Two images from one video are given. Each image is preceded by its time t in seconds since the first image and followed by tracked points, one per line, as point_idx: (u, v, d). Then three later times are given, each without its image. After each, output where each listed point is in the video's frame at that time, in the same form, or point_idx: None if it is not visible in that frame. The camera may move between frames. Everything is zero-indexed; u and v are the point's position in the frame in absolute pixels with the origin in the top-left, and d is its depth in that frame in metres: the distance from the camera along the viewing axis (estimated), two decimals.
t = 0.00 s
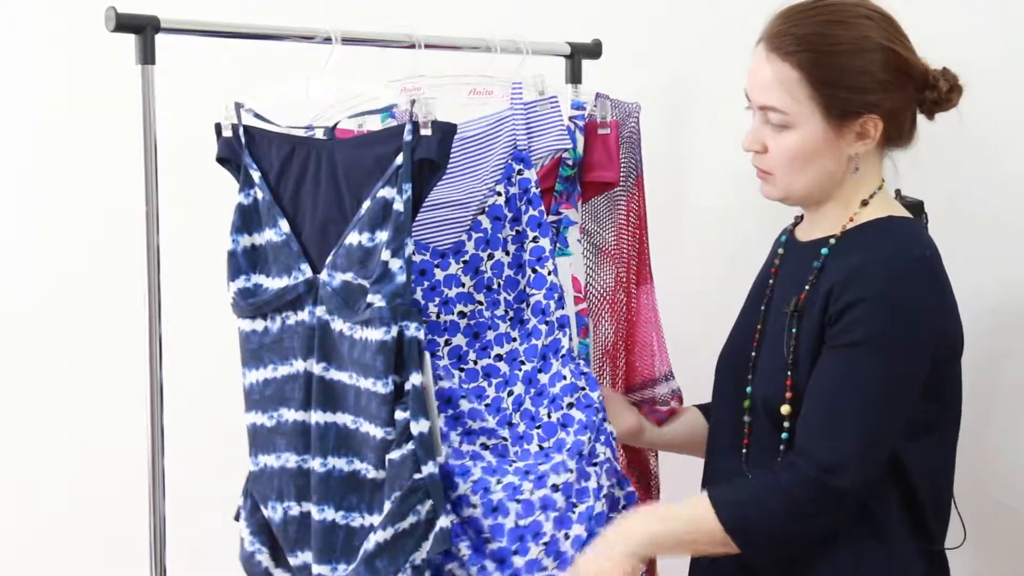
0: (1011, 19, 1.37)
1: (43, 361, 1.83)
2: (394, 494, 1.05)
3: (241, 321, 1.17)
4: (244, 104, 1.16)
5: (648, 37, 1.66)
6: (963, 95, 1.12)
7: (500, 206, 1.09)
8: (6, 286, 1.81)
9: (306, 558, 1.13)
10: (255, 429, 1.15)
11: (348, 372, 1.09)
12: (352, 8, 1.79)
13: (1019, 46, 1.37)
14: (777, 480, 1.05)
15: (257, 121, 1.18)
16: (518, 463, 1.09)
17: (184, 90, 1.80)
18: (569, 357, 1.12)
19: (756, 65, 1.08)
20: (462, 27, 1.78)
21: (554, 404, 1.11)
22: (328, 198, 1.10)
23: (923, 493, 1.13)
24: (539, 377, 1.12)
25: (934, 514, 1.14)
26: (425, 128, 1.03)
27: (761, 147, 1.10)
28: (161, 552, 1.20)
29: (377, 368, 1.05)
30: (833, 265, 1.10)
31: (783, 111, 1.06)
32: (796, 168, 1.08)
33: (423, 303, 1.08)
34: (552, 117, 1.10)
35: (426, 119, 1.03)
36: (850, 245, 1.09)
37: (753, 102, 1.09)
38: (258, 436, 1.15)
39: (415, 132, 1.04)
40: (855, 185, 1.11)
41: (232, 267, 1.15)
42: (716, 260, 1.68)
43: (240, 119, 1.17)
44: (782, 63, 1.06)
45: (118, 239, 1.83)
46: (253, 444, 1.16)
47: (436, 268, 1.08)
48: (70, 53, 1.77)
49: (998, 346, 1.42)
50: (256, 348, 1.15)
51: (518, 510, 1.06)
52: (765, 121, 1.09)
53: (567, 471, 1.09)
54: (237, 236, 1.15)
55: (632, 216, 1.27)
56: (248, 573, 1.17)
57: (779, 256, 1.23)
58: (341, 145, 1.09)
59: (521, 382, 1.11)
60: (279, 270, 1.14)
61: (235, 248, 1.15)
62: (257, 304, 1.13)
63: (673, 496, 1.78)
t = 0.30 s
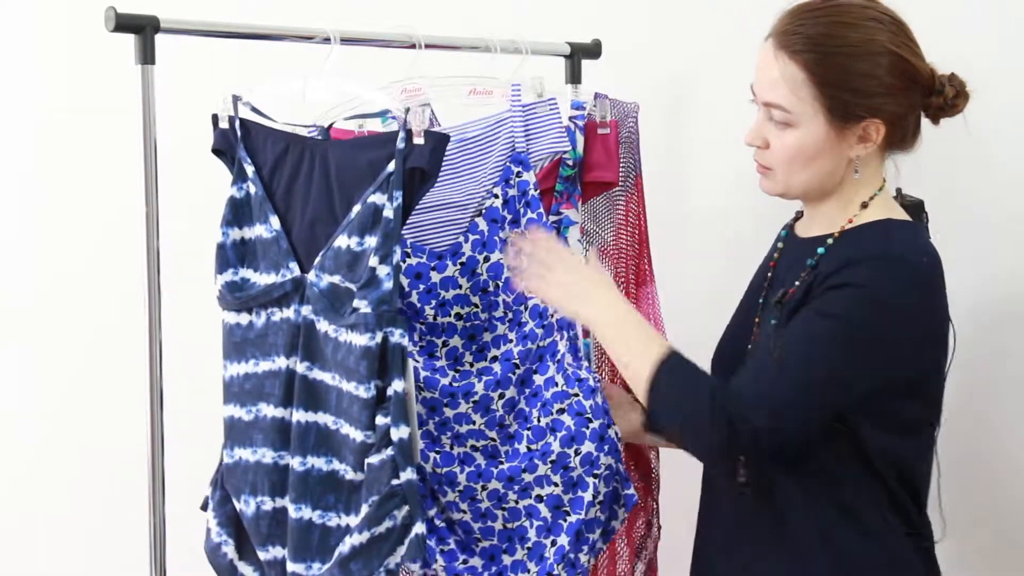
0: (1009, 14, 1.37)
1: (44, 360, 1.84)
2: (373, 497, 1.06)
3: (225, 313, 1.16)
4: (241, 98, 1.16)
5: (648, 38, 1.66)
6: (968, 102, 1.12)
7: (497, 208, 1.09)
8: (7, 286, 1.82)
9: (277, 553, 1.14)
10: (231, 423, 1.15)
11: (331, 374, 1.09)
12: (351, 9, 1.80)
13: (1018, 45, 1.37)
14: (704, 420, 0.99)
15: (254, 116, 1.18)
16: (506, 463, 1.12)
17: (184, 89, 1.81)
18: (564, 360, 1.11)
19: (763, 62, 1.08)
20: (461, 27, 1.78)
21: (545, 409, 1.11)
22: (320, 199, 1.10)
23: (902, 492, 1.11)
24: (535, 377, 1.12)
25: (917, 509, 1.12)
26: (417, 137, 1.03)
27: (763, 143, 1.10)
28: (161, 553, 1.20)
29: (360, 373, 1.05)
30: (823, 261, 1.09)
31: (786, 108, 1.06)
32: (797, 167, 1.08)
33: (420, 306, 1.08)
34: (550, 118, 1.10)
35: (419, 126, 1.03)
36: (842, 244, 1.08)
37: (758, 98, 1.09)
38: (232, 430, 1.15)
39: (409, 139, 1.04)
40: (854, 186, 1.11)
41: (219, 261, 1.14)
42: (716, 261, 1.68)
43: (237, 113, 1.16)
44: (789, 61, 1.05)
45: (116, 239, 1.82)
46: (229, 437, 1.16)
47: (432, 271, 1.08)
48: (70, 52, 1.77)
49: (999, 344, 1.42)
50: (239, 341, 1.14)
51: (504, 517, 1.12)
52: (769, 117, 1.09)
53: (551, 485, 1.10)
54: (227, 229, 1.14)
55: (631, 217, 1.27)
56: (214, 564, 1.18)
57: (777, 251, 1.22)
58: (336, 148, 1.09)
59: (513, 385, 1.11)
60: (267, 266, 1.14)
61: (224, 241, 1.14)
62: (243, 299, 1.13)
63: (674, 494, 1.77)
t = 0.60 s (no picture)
0: (1011, 18, 1.39)
1: (44, 360, 1.84)
2: (378, 497, 1.06)
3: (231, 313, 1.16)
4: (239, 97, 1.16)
5: (648, 38, 1.66)
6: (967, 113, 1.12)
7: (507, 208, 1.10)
8: (7, 286, 1.83)
9: (290, 551, 1.14)
10: (243, 422, 1.15)
11: (336, 373, 1.09)
12: (353, 9, 1.80)
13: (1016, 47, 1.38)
14: (635, 384, 1.03)
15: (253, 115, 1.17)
16: (528, 459, 1.14)
17: (184, 89, 1.82)
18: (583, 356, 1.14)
19: (770, 59, 1.08)
20: (461, 27, 1.78)
21: (565, 403, 1.14)
22: (324, 199, 1.10)
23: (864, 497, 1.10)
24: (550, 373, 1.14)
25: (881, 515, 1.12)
26: (422, 138, 1.02)
27: (763, 138, 1.10)
28: (161, 553, 1.20)
29: (365, 374, 1.05)
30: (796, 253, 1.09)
31: (790, 106, 1.06)
32: (794, 164, 1.08)
33: (438, 305, 1.08)
34: (560, 116, 1.09)
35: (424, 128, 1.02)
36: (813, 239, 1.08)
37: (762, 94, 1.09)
38: (245, 429, 1.15)
39: (412, 141, 1.03)
40: (845, 187, 1.12)
41: (223, 263, 1.14)
42: (716, 261, 1.68)
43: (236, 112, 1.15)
44: (797, 60, 1.06)
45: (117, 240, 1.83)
46: (240, 436, 1.16)
47: (449, 269, 1.08)
48: (71, 52, 1.78)
49: (996, 343, 1.45)
50: (246, 340, 1.15)
51: (524, 512, 1.14)
52: (771, 114, 1.09)
53: (573, 478, 1.14)
54: (230, 230, 1.14)
55: (634, 216, 1.27)
56: (234, 561, 1.18)
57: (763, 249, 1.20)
58: (337, 149, 1.09)
59: (535, 380, 1.13)
60: (272, 266, 1.14)
61: (227, 241, 1.14)
62: (248, 299, 1.13)
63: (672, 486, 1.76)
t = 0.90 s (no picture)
0: (1005, 17, 1.39)
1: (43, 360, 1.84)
2: (412, 491, 1.07)
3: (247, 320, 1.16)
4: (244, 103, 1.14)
5: (648, 37, 1.66)
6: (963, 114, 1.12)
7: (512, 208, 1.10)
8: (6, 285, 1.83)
9: (326, 554, 1.14)
10: (268, 429, 1.15)
11: (358, 371, 1.10)
12: (353, 8, 1.80)
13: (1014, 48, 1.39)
14: (635, 385, 1.04)
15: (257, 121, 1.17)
16: (532, 460, 1.14)
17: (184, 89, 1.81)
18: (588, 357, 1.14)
19: (769, 62, 1.08)
20: (460, 26, 1.78)
21: (571, 403, 1.14)
22: (332, 199, 1.10)
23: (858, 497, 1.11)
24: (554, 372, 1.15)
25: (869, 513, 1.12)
26: (426, 129, 1.04)
27: (763, 141, 1.10)
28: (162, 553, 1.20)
29: (387, 369, 1.05)
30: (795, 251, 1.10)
31: (791, 110, 1.06)
32: (796, 167, 1.08)
33: (445, 302, 1.08)
34: (568, 117, 1.09)
35: (427, 119, 1.05)
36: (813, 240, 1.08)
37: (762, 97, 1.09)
38: (270, 435, 1.15)
39: (416, 134, 1.05)
40: (844, 188, 1.12)
41: (237, 271, 1.13)
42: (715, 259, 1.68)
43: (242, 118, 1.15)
44: (797, 63, 1.06)
45: (118, 240, 1.84)
46: (266, 443, 1.16)
47: (457, 268, 1.09)
48: (71, 52, 1.78)
49: (995, 342, 1.44)
50: (265, 347, 1.14)
51: (527, 516, 1.14)
52: (771, 117, 1.09)
53: (578, 480, 1.14)
54: (242, 236, 1.13)
55: (636, 215, 1.28)
56: (266, 569, 1.18)
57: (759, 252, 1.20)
58: (342, 147, 1.10)
59: (541, 380, 1.13)
60: (286, 271, 1.14)
61: (240, 248, 1.14)
62: (264, 305, 1.13)
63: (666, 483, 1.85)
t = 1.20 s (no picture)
0: (1005, 17, 1.39)
1: (43, 360, 1.83)
2: (412, 490, 1.07)
3: (251, 322, 1.15)
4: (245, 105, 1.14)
5: (648, 37, 1.66)
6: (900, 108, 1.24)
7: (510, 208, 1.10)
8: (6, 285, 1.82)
9: (328, 556, 1.14)
10: (270, 431, 1.14)
11: (361, 371, 1.09)
12: (353, 7, 1.80)
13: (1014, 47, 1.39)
14: (640, 382, 1.04)
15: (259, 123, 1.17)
16: (525, 463, 1.13)
17: (185, 88, 1.81)
18: (584, 359, 1.14)
19: (804, 54, 1.06)
20: (461, 26, 1.78)
21: (564, 407, 1.14)
22: (334, 198, 1.10)
23: (859, 494, 1.11)
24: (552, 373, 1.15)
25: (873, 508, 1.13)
26: (428, 126, 1.04)
27: (801, 137, 1.06)
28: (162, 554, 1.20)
29: (389, 368, 1.05)
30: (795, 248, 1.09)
31: (841, 100, 1.05)
32: (836, 161, 1.07)
33: (439, 305, 1.08)
34: (569, 120, 1.09)
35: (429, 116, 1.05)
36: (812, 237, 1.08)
37: (799, 90, 1.06)
38: (273, 438, 1.15)
39: (418, 130, 1.05)
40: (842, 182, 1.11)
41: (241, 272, 1.13)
42: (715, 260, 1.68)
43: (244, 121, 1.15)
44: (844, 54, 1.05)
45: (116, 240, 1.83)
46: (270, 445, 1.15)
47: (453, 269, 1.08)
48: (70, 53, 1.78)
49: (996, 340, 1.44)
50: (269, 349, 1.14)
51: (518, 519, 1.13)
52: (808, 111, 1.06)
53: (569, 483, 1.14)
54: (245, 238, 1.13)
55: (635, 217, 1.28)
56: (269, 571, 1.17)
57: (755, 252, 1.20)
58: (344, 147, 1.10)
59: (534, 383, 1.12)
60: (289, 272, 1.13)
61: (243, 250, 1.13)
62: (267, 307, 1.13)
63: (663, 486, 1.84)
